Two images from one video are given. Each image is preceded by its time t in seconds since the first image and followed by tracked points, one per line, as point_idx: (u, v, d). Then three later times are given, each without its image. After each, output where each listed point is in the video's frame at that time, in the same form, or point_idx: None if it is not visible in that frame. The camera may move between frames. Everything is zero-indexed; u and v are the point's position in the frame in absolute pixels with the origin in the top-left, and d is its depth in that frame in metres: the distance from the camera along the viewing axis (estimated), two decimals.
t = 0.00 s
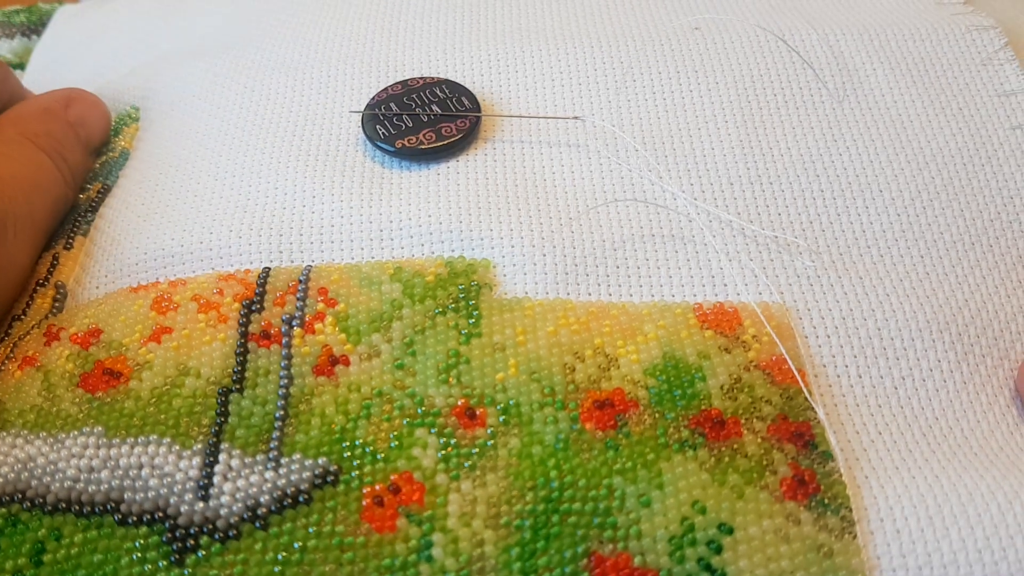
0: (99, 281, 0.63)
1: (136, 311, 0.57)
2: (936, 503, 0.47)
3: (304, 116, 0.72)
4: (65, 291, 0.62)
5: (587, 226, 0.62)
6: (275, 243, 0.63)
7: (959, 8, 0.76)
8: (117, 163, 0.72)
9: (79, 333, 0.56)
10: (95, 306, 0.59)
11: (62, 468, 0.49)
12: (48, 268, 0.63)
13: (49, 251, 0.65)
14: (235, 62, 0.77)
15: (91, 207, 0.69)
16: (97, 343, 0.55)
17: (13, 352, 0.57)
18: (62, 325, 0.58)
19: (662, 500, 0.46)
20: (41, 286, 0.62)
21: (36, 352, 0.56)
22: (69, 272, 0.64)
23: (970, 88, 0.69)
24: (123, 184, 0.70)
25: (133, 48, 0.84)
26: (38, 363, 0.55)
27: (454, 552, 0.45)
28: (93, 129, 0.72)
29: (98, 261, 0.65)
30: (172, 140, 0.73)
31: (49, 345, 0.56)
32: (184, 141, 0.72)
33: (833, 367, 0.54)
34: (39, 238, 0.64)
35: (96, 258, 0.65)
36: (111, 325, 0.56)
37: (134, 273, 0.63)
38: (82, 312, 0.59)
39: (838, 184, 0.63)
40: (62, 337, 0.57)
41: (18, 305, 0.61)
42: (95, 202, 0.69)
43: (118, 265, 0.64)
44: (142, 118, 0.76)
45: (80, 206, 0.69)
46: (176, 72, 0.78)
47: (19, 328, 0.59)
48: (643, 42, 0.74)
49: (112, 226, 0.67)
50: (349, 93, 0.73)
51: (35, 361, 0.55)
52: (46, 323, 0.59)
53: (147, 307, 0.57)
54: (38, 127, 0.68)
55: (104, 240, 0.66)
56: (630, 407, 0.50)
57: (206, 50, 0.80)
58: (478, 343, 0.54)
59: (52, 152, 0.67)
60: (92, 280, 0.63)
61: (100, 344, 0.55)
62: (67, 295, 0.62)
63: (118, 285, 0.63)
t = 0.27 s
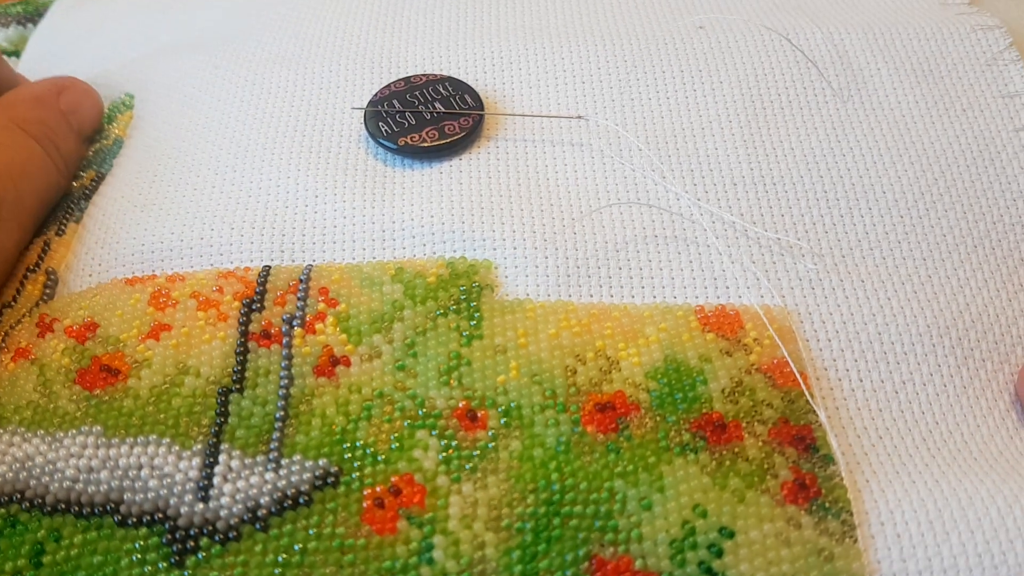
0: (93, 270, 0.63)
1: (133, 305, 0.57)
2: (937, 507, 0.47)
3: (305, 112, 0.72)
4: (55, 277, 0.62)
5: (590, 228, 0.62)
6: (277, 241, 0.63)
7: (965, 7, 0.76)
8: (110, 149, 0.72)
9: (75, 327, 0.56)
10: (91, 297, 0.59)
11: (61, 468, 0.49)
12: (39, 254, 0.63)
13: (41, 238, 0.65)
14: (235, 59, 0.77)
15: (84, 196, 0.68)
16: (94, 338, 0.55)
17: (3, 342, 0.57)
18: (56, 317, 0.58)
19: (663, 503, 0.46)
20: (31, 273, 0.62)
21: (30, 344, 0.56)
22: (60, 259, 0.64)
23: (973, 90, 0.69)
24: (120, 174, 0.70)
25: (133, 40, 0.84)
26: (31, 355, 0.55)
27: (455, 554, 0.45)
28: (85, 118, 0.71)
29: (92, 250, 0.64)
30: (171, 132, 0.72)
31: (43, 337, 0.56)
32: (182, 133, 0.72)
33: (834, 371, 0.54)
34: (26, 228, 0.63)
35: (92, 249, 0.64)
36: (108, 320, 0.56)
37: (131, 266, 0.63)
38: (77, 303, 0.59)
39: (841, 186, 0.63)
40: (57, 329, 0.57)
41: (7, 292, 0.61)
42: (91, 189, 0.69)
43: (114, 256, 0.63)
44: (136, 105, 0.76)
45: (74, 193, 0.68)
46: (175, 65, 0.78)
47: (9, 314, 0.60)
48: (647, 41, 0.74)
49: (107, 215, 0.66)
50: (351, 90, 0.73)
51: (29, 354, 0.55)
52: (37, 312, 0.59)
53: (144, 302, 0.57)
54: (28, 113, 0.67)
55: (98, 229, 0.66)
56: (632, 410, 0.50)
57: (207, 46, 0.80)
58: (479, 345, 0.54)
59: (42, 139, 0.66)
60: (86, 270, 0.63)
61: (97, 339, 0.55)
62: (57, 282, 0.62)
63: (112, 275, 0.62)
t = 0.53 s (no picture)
0: (83, 245, 0.62)
1: (131, 292, 0.56)
2: (942, 514, 0.47)
3: (307, 98, 0.71)
4: (35, 240, 0.62)
5: (598, 226, 0.62)
6: (280, 232, 0.62)
7: (977, 5, 0.75)
8: (82, 96, 0.72)
9: (69, 309, 0.56)
10: (87, 277, 0.58)
11: (61, 464, 0.48)
12: (17, 213, 0.63)
13: (16, 189, 0.65)
14: (234, 38, 0.75)
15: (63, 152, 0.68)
16: (90, 324, 0.55)
17: None
18: (48, 295, 0.57)
19: (670, 509, 0.46)
20: (10, 232, 0.62)
21: (19, 322, 0.55)
22: (40, 223, 0.63)
23: (984, 89, 0.69)
24: (109, 142, 0.68)
25: None
26: (23, 335, 0.55)
27: (461, 557, 0.45)
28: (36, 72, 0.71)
29: (83, 226, 0.63)
30: (166, 105, 0.70)
31: (33, 316, 0.56)
32: (177, 109, 0.70)
33: (840, 376, 0.54)
34: None
35: (83, 224, 0.63)
36: (104, 305, 0.56)
37: (127, 247, 0.61)
38: (70, 281, 0.58)
39: (849, 186, 0.63)
40: (48, 308, 0.56)
41: None
42: (63, 137, 0.69)
43: (105, 233, 0.62)
44: (113, 54, 0.75)
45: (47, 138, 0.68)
46: (171, 36, 0.76)
47: None
48: (656, 33, 0.73)
49: (98, 189, 0.65)
50: (355, 78, 0.72)
51: (18, 334, 0.55)
52: (21, 281, 0.59)
53: (143, 291, 0.56)
54: None
55: (88, 201, 0.64)
56: (638, 413, 0.50)
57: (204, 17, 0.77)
58: (485, 345, 0.53)
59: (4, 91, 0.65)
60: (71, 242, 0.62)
61: (93, 326, 0.55)
62: (37, 246, 0.62)
63: (105, 255, 0.61)
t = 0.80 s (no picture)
0: (83, 226, 0.60)
1: (134, 276, 0.55)
2: (953, 514, 0.47)
3: (313, 82, 0.69)
4: (31, 216, 0.60)
5: (608, 220, 0.61)
6: (286, 220, 0.61)
7: (985, 5, 0.75)
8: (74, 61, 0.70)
9: (70, 291, 0.54)
10: (89, 258, 0.56)
11: (65, 452, 0.48)
12: (10, 185, 0.61)
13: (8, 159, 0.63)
14: (237, 19, 0.74)
15: (56, 123, 0.66)
16: (92, 307, 0.53)
17: None
18: (48, 276, 0.55)
19: (683, 507, 0.46)
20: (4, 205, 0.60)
21: (16, 303, 0.53)
22: (36, 198, 0.61)
23: (994, 87, 0.68)
24: (107, 116, 0.66)
25: None
26: (20, 316, 0.53)
27: (473, 553, 0.44)
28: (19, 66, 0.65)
29: (83, 206, 0.61)
30: (167, 82, 0.69)
31: (32, 297, 0.54)
32: (179, 87, 0.68)
33: (850, 374, 0.54)
34: None
35: (83, 203, 0.61)
36: (107, 289, 0.54)
37: (129, 229, 0.60)
38: (71, 262, 0.56)
39: (861, 183, 0.63)
40: (47, 290, 0.54)
41: None
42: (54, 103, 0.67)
43: (107, 213, 0.61)
44: (107, 20, 0.73)
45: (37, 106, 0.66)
46: (172, 12, 0.74)
47: None
48: (667, 25, 0.72)
49: (97, 168, 0.63)
50: (362, 63, 0.71)
51: (16, 314, 0.53)
52: (17, 258, 0.57)
53: (146, 273, 0.55)
54: None
55: (88, 178, 0.63)
56: (650, 410, 0.49)
57: None
58: (495, 338, 0.53)
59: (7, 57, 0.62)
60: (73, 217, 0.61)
61: (95, 309, 0.53)
62: (33, 224, 0.60)
63: (106, 235, 0.60)
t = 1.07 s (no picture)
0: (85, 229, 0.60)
1: (136, 278, 0.55)
2: (953, 514, 0.47)
3: (314, 83, 0.69)
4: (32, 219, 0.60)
5: (608, 221, 0.61)
6: (287, 220, 0.61)
7: (985, 6, 0.75)
8: (75, 61, 0.70)
9: (73, 294, 0.54)
10: (92, 261, 0.56)
11: (66, 453, 0.48)
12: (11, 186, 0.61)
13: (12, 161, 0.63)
14: (236, 20, 0.74)
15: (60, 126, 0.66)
16: (94, 309, 0.53)
17: None
18: (50, 280, 0.55)
19: (683, 507, 0.46)
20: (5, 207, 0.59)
21: (19, 307, 0.54)
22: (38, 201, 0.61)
23: (994, 88, 0.68)
24: (109, 119, 0.66)
25: None
26: (23, 319, 0.53)
27: (473, 554, 0.45)
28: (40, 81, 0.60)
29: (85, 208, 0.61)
30: (168, 83, 0.69)
31: (34, 300, 0.54)
32: (179, 89, 0.69)
33: (850, 374, 0.54)
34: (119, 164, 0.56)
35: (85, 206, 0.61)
36: (109, 291, 0.54)
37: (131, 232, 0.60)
38: (74, 265, 0.56)
39: (861, 183, 0.63)
40: (50, 293, 0.54)
41: None
42: (58, 106, 0.67)
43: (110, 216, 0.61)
44: (107, 20, 0.74)
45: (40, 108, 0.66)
46: (172, 13, 0.74)
47: None
48: (667, 26, 0.72)
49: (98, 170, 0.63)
50: (362, 64, 0.71)
51: (19, 318, 0.53)
52: (20, 262, 0.57)
53: (148, 277, 0.55)
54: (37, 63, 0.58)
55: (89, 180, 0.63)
56: (651, 411, 0.49)
57: None
58: (496, 339, 0.53)
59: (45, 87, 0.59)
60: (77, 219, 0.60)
61: (98, 312, 0.53)
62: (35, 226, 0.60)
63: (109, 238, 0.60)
